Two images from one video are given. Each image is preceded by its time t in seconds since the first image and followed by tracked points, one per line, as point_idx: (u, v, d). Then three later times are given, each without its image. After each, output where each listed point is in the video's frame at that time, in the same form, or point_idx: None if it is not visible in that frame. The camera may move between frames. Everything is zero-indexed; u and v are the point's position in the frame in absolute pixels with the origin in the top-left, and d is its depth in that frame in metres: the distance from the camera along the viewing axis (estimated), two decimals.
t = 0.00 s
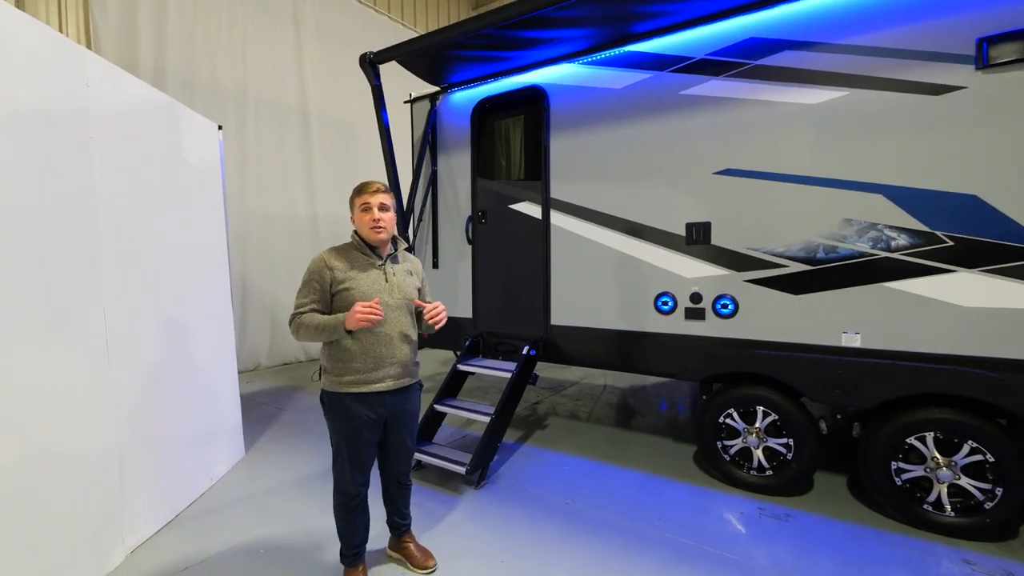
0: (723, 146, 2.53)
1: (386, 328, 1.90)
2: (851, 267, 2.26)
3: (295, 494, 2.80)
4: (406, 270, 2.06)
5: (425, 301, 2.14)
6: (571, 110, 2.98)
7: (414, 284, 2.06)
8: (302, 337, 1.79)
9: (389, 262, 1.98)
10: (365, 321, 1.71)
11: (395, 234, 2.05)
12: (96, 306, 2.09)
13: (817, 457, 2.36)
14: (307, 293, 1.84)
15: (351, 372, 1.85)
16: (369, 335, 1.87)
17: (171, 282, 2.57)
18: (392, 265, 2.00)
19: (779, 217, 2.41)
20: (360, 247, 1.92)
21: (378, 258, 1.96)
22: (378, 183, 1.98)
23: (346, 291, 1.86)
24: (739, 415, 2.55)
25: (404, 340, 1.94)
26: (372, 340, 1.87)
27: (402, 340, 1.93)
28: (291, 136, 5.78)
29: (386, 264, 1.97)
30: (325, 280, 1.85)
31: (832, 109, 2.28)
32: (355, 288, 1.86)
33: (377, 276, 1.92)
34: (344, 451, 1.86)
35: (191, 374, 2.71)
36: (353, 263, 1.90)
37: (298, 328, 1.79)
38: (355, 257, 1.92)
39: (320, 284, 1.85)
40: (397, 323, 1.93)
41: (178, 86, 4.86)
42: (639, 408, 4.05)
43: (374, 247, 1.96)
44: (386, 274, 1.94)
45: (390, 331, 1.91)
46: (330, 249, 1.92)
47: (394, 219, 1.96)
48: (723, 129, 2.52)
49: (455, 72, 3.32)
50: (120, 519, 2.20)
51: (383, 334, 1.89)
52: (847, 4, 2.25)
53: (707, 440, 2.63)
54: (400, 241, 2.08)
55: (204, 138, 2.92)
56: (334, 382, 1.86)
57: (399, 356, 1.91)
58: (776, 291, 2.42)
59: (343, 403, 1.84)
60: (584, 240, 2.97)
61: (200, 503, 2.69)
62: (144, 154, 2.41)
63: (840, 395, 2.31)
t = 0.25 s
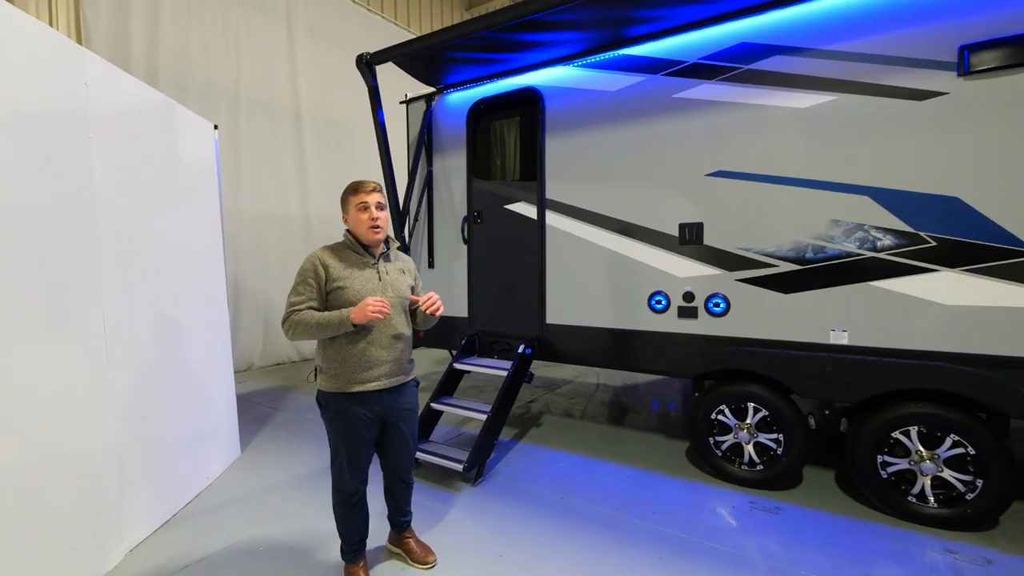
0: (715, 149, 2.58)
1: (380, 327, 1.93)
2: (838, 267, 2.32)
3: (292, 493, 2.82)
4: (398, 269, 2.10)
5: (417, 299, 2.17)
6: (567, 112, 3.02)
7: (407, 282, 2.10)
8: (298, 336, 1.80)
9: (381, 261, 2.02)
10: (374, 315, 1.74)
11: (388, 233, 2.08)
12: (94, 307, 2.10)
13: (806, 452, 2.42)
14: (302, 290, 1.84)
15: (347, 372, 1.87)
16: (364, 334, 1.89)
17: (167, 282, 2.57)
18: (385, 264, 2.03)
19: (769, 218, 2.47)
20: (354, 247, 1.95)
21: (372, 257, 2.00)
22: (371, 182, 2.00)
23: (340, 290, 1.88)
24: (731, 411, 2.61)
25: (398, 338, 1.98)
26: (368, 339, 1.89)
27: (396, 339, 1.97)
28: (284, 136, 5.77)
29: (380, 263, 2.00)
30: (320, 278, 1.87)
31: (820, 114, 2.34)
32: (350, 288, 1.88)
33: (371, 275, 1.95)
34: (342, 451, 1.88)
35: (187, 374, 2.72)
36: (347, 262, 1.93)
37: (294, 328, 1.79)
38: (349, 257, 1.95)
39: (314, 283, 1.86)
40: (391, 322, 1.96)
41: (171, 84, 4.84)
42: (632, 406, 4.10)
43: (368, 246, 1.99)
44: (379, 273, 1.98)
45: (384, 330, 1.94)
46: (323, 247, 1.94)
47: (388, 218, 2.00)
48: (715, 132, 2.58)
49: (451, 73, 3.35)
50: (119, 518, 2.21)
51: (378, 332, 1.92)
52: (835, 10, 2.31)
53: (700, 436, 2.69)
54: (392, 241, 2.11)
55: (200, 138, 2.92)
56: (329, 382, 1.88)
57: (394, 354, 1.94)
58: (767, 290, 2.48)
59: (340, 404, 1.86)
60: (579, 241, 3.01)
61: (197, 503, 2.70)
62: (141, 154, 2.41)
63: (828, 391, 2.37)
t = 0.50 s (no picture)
0: (704, 152, 2.65)
1: (376, 327, 1.96)
2: (822, 267, 2.40)
3: (287, 493, 2.83)
4: (387, 268, 2.13)
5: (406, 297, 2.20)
6: (559, 114, 3.07)
7: (396, 281, 2.14)
8: (298, 338, 1.80)
9: (371, 260, 2.05)
10: (379, 308, 1.77)
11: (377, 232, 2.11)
12: (89, 307, 2.10)
13: (792, 446, 2.50)
14: (297, 290, 1.84)
15: (344, 372, 1.88)
16: (360, 334, 1.92)
17: (161, 282, 2.57)
18: (375, 263, 2.06)
19: (756, 219, 2.54)
20: (345, 247, 1.97)
21: (361, 257, 2.02)
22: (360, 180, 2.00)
23: (333, 291, 1.91)
24: (719, 407, 2.68)
25: (392, 337, 2.02)
26: (365, 339, 1.92)
27: (390, 338, 2.00)
28: (274, 135, 5.75)
29: (370, 263, 2.03)
30: (313, 279, 1.88)
31: (805, 119, 2.42)
32: (342, 289, 1.91)
33: (362, 275, 1.98)
34: (339, 449, 1.89)
35: (179, 374, 2.71)
36: (338, 263, 1.95)
37: (295, 329, 1.79)
38: (339, 257, 1.97)
39: (309, 283, 1.86)
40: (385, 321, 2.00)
41: (159, 83, 4.80)
42: (622, 404, 4.17)
43: (358, 245, 2.00)
44: (370, 273, 2.01)
45: (379, 330, 1.97)
46: (313, 247, 1.96)
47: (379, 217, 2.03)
48: (703, 136, 2.65)
49: (444, 74, 3.37)
50: (115, 518, 2.21)
51: (374, 332, 1.95)
52: (819, 19, 2.38)
53: (689, 432, 2.76)
54: (381, 240, 2.14)
55: (193, 137, 2.92)
56: (326, 383, 1.89)
57: (389, 353, 1.98)
58: (754, 289, 2.55)
59: (335, 402, 1.88)
60: (571, 241, 3.06)
61: (191, 503, 2.70)
62: (135, 153, 2.41)
63: (813, 387, 2.45)
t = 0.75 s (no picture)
0: (693, 154, 2.71)
1: (368, 324, 1.98)
2: (806, 267, 2.47)
3: (279, 493, 2.83)
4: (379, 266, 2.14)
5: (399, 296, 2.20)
6: (551, 116, 3.11)
7: (389, 280, 2.15)
8: (291, 330, 1.80)
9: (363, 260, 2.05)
10: (358, 269, 1.74)
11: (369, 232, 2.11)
12: (81, 306, 2.09)
13: (778, 441, 2.57)
14: (291, 287, 1.87)
15: (337, 369, 1.89)
16: (353, 331, 1.94)
17: (152, 281, 2.57)
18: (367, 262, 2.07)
19: (743, 220, 2.61)
20: (335, 247, 1.99)
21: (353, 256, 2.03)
22: (350, 181, 1.99)
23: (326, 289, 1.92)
24: (707, 403, 2.74)
25: (385, 336, 2.04)
26: (357, 336, 1.94)
27: (383, 336, 2.02)
28: (262, 134, 5.71)
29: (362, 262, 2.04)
30: (305, 278, 1.90)
31: (789, 122, 2.49)
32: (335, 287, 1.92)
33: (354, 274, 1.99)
34: (334, 447, 1.91)
35: (170, 374, 2.70)
36: (329, 262, 1.96)
37: (287, 321, 1.80)
38: (331, 257, 1.98)
39: (302, 281, 1.89)
40: (378, 320, 2.01)
41: (145, 80, 4.75)
42: (612, 402, 4.22)
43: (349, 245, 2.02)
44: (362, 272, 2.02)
45: (372, 327, 1.99)
46: (304, 247, 1.98)
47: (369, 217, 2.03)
48: (692, 138, 2.70)
49: (436, 75, 3.40)
50: (107, 519, 2.20)
51: (366, 329, 1.97)
52: (803, 25, 2.45)
53: (678, 428, 2.82)
54: (372, 240, 2.15)
55: (184, 137, 2.91)
56: (319, 380, 1.90)
57: (382, 351, 1.99)
58: (741, 288, 2.62)
59: (329, 401, 1.89)
60: (562, 241, 3.11)
61: (182, 503, 2.69)
62: (126, 151, 2.40)
63: (798, 383, 2.52)
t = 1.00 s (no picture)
0: (679, 157, 2.77)
1: (359, 325, 1.98)
2: (789, 267, 2.55)
3: (270, 494, 2.83)
4: (370, 267, 2.14)
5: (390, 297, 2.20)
6: (541, 118, 3.15)
7: (380, 281, 2.14)
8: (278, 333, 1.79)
9: (353, 261, 2.05)
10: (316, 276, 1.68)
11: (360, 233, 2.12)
12: (70, 308, 2.07)
13: (761, 436, 2.64)
14: (280, 289, 1.87)
15: (328, 369, 1.91)
16: (343, 331, 1.94)
17: (141, 282, 2.55)
18: (357, 264, 2.07)
19: (728, 221, 2.67)
20: (324, 249, 1.99)
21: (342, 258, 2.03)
22: (339, 183, 2.00)
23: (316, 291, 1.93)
24: (693, 401, 2.81)
25: (376, 336, 2.04)
26: (348, 337, 1.94)
27: (374, 336, 2.03)
28: (248, 133, 5.67)
29: (352, 264, 2.04)
30: (295, 280, 1.91)
31: (772, 127, 2.56)
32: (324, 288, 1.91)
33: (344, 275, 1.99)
34: (328, 446, 1.92)
35: (158, 375, 2.68)
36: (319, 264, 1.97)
37: (275, 324, 1.80)
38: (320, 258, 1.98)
39: (291, 283, 1.89)
40: (368, 320, 2.02)
41: (128, 77, 4.69)
42: (600, 400, 4.28)
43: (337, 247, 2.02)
44: (352, 273, 2.01)
45: (362, 328, 1.99)
46: (294, 249, 1.98)
47: (355, 220, 2.02)
48: (679, 142, 2.77)
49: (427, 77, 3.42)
50: (96, 522, 2.19)
51: (356, 330, 1.97)
52: (785, 33, 2.53)
53: (665, 425, 2.88)
54: (362, 241, 2.15)
55: (171, 136, 2.89)
56: (310, 380, 1.91)
57: (372, 351, 2.00)
58: (726, 288, 2.68)
59: (322, 400, 1.91)
60: (551, 242, 3.15)
61: (171, 506, 2.68)
62: (113, 151, 2.38)
63: (780, 380, 2.59)
